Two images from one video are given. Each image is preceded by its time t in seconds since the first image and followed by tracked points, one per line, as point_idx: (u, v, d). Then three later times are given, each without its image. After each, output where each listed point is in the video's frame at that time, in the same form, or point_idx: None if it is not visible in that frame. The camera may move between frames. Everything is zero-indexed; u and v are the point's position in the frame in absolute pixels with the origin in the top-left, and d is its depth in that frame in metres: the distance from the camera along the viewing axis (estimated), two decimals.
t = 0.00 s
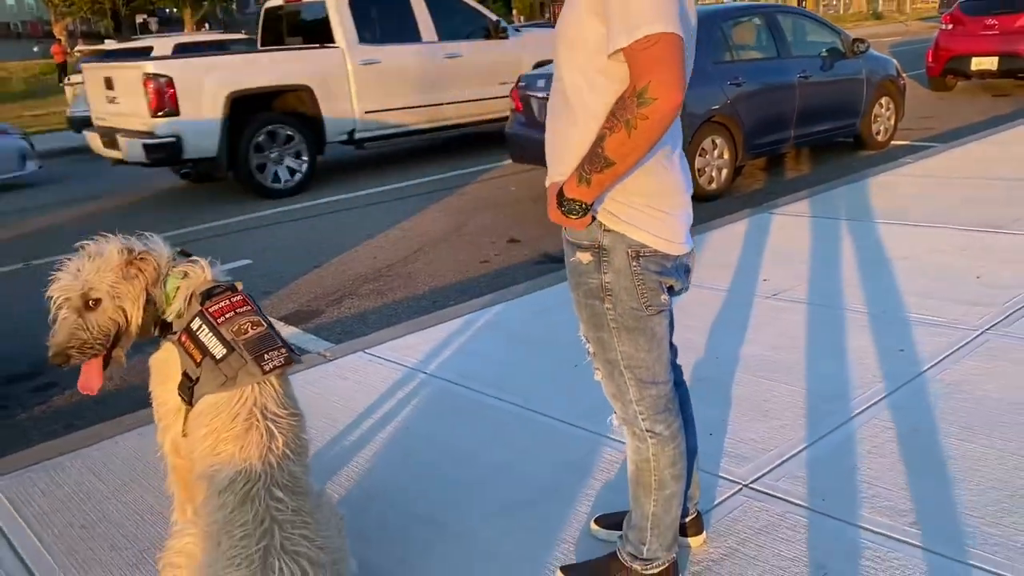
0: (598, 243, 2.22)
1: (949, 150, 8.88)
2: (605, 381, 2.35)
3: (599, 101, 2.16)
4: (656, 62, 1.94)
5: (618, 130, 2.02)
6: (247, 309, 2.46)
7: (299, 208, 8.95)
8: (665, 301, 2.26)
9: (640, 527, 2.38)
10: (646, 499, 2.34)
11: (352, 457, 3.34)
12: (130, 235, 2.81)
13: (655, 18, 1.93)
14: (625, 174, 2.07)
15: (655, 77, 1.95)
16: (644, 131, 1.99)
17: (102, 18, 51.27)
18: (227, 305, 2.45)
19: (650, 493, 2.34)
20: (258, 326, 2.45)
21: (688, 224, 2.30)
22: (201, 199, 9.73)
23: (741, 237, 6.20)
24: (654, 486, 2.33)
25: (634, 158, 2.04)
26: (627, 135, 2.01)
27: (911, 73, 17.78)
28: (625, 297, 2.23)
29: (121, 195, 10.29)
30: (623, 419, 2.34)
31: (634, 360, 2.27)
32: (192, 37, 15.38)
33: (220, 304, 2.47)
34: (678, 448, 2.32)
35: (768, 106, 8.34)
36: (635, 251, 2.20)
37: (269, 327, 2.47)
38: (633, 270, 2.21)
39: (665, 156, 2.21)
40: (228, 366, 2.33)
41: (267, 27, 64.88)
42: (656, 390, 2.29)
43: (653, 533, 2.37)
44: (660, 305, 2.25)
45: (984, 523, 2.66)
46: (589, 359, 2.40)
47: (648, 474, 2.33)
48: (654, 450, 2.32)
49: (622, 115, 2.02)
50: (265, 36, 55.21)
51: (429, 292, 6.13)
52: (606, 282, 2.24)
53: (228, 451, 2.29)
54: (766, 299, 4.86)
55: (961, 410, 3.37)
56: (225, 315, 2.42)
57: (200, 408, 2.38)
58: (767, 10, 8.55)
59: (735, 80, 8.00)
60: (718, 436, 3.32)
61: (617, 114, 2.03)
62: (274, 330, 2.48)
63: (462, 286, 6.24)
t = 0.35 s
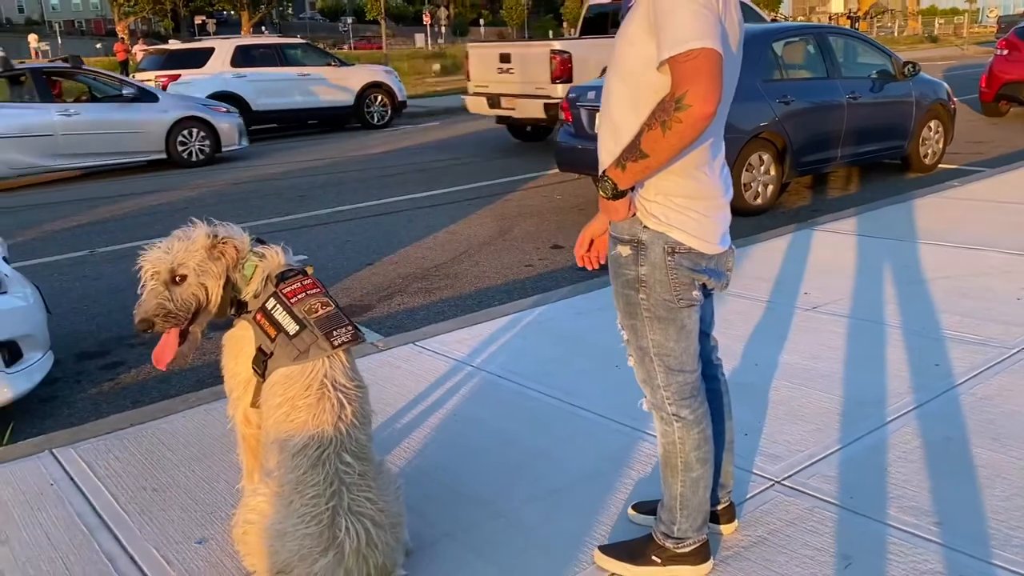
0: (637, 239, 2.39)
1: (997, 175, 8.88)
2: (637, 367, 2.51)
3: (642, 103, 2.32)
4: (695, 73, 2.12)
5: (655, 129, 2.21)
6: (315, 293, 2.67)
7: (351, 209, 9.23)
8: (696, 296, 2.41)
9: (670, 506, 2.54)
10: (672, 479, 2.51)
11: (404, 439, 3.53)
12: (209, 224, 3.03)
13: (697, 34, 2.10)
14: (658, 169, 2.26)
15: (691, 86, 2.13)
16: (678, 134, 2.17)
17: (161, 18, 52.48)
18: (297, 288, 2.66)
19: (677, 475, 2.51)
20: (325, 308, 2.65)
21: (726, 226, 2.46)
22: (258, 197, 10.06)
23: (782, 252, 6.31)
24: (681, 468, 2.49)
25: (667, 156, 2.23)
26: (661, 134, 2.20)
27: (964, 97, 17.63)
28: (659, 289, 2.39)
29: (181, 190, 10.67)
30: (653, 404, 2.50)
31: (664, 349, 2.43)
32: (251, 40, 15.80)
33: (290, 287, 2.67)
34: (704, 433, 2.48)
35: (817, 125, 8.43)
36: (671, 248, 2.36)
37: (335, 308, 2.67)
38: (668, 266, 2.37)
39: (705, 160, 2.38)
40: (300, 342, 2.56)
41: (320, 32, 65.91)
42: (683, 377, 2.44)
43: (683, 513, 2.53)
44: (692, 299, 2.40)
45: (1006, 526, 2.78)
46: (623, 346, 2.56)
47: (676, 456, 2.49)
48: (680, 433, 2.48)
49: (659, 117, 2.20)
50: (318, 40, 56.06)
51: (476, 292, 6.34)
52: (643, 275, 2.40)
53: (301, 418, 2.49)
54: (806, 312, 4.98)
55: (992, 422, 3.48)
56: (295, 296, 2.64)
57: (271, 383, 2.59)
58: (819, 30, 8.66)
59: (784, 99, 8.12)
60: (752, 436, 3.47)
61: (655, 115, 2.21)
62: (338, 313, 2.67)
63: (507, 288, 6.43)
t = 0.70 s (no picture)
0: (642, 242, 2.53)
1: None
2: (636, 364, 2.65)
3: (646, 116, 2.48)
4: (693, 90, 2.28)
5: (653, 139, 2.36)
6: (351, 294, 2.89)
7: (382, 223, 9.44)
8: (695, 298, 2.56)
9: (675, 499, 2.68)
10: (674, 471, 2.66)
11: (429, 439, 3.69)
12: (253, 228, 3.22)
13: (698, 55, 2.27)
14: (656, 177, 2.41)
15: (690, 102, 2.29)
16: (674, 144, 2.33)
17: (200, 36, 53.49)
18: (336, 287, 2.88)
19: (679, 467, 2.65)
20: (359, 307, 2.86)
21: (721, 234, 2.61)
22: (292, 209, 10.31)
23: (802, 272, 6.41)
24: (682, 459, 2.63)
25: (664, 167, 2.38)
26: (659, 146, 2.35)
27: (996, 126, 17.58)
28: (661, 291, 2.53)
29: (217, 201, 10.95)
30: (651, 399, 2.64)
31: (663, 346, 2.58)
32: (288, 58, 16.16)
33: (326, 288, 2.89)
34: (701, 426, 2.62)
35: (843, 149, 8.52)
36: (674, 252, 2.51)
37: (368, 307, 2.89)
38: (671, 268, 2.52)
39: (702, 173, 2.54)
40: (336, 338, 2.76)
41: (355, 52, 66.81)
42: (679, 373, 2.59)
43: (687, 504, 2.67)
44: (692, 301, 2.55)
45: (1007, 533, 2.88)
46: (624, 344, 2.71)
47: (676, 449, 2.63)
48: (679, 427, 2.62)
49: (659, 130, 2.36)
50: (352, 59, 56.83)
51: (502, 305, 6.49)
52: (646, 276, 2.54)
53: (337, 408, 2.66)
54: (823, 329, 5.08)
55: (1000, 436, 3.58)
56: (332, 295, 2.86)
57: (308, 374, 2.78)
58: (846, 57, 8.78)
59: (810, 122, 8.23)
60: (765, 445, 3.59)
61: (656, 127, 2.37)
62: (375, 311, 2.90)
63: (532, 301, 6.58)
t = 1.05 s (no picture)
0: (657, 228, 2.64)
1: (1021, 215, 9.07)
2: (648, 348, 2.76)
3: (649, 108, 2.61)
4: (682, 84, 2.40)
5: (644, 129, 2.48)
6: (379, 301, 3.02)
7: (388, 239, 9.54)
8: (706, 283, 2.69)
9: (683, 480, 2.78)
10: (683, 451, 2.75)
11: (452, 445, 3.79)
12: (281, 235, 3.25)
13: (689, 51, 2.39)
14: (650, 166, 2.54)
15: (679, 95, 2.41)
16: (662, 135, 2.45)
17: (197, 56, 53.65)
18: (362, 296, 3.02)
19: (689, 446, 2.75)
20: (387, 314, 2.99)
21: (727, 223, 2.72)
22: (297, 226, 10.40)
23: (804, 283, 6.53)
24: (691, 439, 2.73)
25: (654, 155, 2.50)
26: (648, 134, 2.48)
27: (990, 141, 17.80)
28: (677, 274, 2.65)
29: (223, 219, 11.04)
30: (660, 380, 2.74)
31: (674, 329, 2.68)
32: (289, 77, 16.26)
33: (354, 297, 3.01)
34: (708, 407, 2.73)
35: (842, 163, 8.67)
36: (689, 237, 2.63)
37: (396, 313, 3.01)
38: (686, 252, 2.63)
39: (703, 164, 2.66)
40: (365, 345, 2.86)
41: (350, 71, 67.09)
42: (690, 355, 2.70)
43: (695, 484, 2.77)
44: (703, 285, 2.67)
45: (1018, 528, 2.98)
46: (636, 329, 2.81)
47: (687, 429, 2.73)
48: (689, 407, 2.73)
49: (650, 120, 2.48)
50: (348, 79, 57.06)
51: (512, 317, 6.59)
52: (662, 261, 2.65)
53: (370, 413, 2.76)
54: (828, 338, 5.20)
55: (1007, 438, 3.68)
56: (361, 303, 2.99)
57: (338, 380, 2.89)
58: (844, 73, 8.94)
59: (811, 138, 8.38)
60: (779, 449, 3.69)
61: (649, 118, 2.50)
62: (399, 315, 3.02)
63: (541, 314, 6.67)
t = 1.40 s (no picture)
0: (680, 239, 2.71)
1: (1008, 221, 9.26)
2: (674, 355, 2.83)
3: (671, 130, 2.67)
4: (704, 114, 2.48)
5: (669, 156, 2.57)
6: (411, 317, 3.02)
7: (385, 253, 9.57)
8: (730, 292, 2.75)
9: (711, 482, 2.84)
10: (712, 454, 2.81)
11: (476, 455, 3.84)
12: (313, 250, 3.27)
13: (712, 81, 2.46)
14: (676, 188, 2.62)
15: (701, 125, 2.49)
16: (685, 163, 2.54)
17: (178, 72, 53.43)
18: (393, 311, 3.02)
19: (716, 449, 2.81)
20: (418, 327, 2.99)
21: (750, 231, 2.79)
22: (292, 241, 10.41)
23: (802, 291, 6.63)
24: (718, 442, 2.80)
25: (680, 180, 2.59)
26: (675, 161, 2.56)
27: (971, 148, 18.08)
28: (703, 283, 2.71)
29: (217, 235, 11.03)
30: (687, 386, 2.81)
31: (699, 337, 2.75)
32: (278, 91, 16.24)
33: (385, 313, 3.01)
34: (734, 412, 2.80)
35: (835, 172, 8.81)
36: (712, 247, 2.69)
37: (425, 326, 3.01)
38: (709, 261, 2.69)
39: (726, 178, 2.73)
40: (398, 358, 2.86)
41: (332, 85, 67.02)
42: (714, 361, 2.76)
43: (723, 487, 2.84)
44: (726, 293, 2.74)
45: None
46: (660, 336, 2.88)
47: (714, 432, 2.80)
48: (715, 411, 2.79)
49: (676, 148, 2.56)
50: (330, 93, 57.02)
51: (515, 330, 6.65)
52: (685, 271, 2.72)
53: (407, 424, 2.77)
54: (833, 345, 5.30)
55: (1017, 441, 3.79)
56: (392, 318, 2.99)
57: (372, 393, 2.88)
58: (833, 84, 9.10)
59: (804, 148, 8.52)
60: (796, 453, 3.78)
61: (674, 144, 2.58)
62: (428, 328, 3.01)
63: (545, 326, 6.74)
